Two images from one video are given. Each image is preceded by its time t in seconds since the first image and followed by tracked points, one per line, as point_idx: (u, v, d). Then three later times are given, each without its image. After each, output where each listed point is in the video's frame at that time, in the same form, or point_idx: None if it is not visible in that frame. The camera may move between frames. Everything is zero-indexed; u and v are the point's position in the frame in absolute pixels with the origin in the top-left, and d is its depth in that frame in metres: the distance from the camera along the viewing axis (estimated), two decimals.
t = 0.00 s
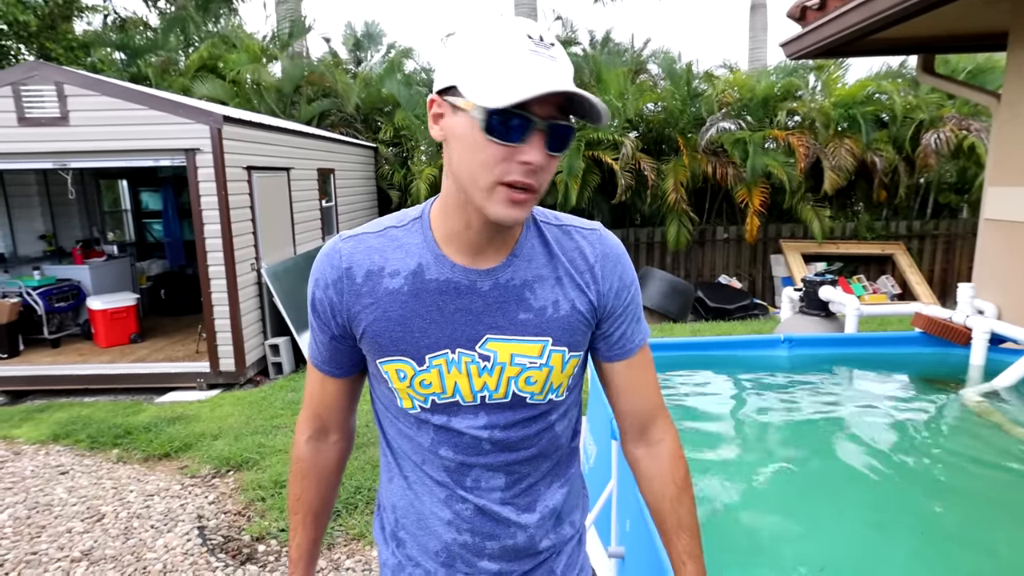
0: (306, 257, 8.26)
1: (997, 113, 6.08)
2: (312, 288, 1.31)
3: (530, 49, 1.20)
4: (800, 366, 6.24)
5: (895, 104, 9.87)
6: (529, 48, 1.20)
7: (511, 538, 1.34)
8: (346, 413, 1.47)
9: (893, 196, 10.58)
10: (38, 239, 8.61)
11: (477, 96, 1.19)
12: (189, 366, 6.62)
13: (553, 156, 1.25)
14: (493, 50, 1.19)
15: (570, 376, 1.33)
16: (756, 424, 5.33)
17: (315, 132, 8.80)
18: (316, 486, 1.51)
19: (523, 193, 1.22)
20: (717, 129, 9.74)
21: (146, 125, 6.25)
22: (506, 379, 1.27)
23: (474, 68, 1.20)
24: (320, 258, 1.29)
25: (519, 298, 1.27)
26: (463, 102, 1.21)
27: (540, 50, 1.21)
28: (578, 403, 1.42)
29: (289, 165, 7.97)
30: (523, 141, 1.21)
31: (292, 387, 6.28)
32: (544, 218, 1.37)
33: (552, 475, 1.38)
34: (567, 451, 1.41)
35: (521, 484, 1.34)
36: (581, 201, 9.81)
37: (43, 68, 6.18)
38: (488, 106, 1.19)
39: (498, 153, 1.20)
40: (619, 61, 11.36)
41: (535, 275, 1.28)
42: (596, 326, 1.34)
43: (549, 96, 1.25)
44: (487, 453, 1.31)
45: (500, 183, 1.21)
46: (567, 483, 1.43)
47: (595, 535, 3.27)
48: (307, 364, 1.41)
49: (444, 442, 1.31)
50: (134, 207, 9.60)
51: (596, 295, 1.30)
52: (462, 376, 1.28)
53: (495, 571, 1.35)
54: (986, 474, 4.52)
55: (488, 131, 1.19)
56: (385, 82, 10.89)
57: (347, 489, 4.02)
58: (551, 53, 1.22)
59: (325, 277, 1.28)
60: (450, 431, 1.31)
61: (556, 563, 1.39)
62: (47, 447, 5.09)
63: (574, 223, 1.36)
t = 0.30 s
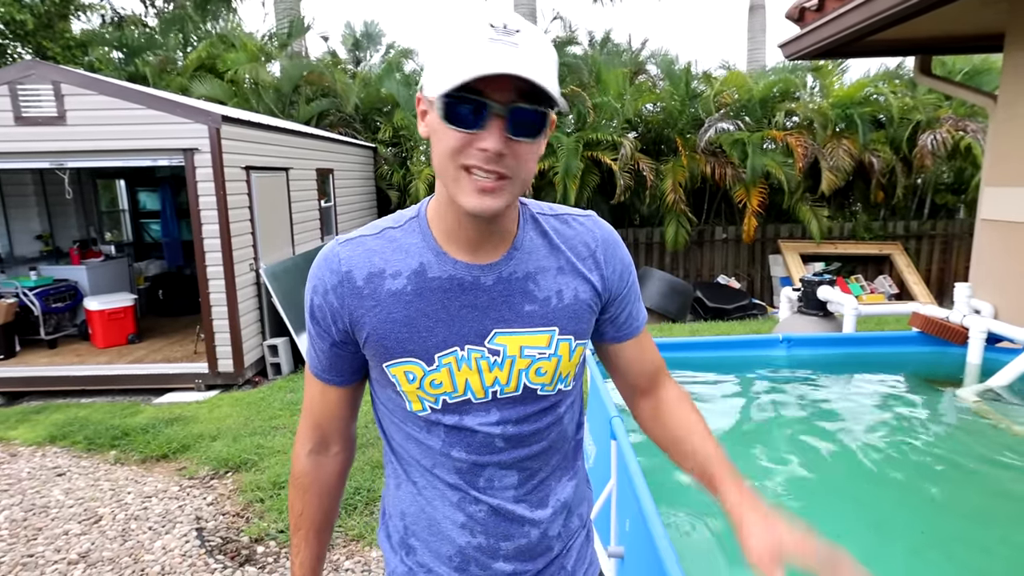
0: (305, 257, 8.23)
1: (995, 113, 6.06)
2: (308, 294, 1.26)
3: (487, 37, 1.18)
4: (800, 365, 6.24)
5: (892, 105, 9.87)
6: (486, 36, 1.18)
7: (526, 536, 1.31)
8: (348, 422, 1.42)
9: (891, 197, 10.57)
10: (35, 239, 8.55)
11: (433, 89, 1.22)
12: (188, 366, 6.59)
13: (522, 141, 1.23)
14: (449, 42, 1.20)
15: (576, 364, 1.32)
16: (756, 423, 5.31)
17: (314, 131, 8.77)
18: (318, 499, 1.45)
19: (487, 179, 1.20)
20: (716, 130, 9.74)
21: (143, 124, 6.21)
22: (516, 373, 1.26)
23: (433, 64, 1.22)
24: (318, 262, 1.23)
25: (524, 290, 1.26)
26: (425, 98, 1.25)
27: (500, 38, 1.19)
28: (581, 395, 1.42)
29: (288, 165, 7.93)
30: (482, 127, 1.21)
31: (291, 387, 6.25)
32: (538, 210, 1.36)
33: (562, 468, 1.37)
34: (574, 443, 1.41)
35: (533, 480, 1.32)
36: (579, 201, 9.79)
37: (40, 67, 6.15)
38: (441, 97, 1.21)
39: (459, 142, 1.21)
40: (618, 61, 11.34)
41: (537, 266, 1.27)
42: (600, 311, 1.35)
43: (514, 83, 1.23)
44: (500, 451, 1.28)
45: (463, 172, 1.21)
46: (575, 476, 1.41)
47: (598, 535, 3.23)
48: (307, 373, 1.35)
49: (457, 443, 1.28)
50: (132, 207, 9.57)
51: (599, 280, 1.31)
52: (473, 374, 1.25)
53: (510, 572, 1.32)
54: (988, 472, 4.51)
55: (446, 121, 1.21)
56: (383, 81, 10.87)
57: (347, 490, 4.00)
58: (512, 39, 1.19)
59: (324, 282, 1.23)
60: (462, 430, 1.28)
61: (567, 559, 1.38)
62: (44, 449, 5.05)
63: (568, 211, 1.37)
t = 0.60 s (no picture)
0: (298, 258, 8.21)
1: (984, 114, 6.11)
2: (293, 315, 1.26)
3: (446, 32, 1.20)
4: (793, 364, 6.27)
5: (883, 106, 9.94)
6: (445, 31, 1.20)
7: (517, 550, 1.33)
8: (342, 438, 1.42)
9: (882, 197, 10.65)
10: (25, 240, 8.50)
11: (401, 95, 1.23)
12: (180, 367, 6.56)
13: (499, 137, 1.22)
14: (413, 42, 1.22)
15: (573, 378, 1.32)
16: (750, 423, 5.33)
17: (308, 132, 8.76)
18: (313, 514, 1.46)
19: (465, 179, 1.20)
20: (708, 130, 9.77)
21: (135, 124, 6.18)
22: (509, 392, 1.26)
23: (401, 69, 1.24)
24: (300, 284, 1.23)
25: (515, 305, 1.25)
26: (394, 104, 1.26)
27: (463, 31, 1.20)
28: (578, 403, 1.42)
29: (281, 166, 7.92)
30: (456, 127, 1.21)
31: (284, 388, 6.23)
32: (531, 215, 1.34)
33: (558, 481, 1.38)
34: (570, 455, 1.41)
35: (527, 495, 1.33)
36: (573, 202, 9.81)
37: (31, 67, 6.12)
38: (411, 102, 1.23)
39: (434, 145, 1.21)
40: (611, 62, 11.38)
41: (529, 278, 1.26)
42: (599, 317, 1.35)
43: (485, 78, 1.24)
44: (493, 468, 1.30)
45: (439, 174, 1.21)
46: (572, 487, 1.42)
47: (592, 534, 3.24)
48: (297, 391, 1.36)
49: (450, 460, 1.29)
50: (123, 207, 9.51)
51: (597, 285, 1.30)
52: (464, 395, 1.25)
53: None
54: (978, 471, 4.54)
55: (417, 126, 1.22)
56: (377, 82, 10.85)
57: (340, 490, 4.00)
58: (476, 31, 1.19)
59: (307, 304, 1.22)
60: (455, 448, 1.29)
61: (559, 569, 1.39)
62: (35, 450, 5.02)
63: (561, 214, 1.35)
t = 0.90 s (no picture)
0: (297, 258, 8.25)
1: (983, 113, 6.15)
2: (269, 314, 1.26)
3: (468, 50, 1.13)
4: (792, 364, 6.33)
5: (881, 106, 9.99)
6: (467, 49, 1.13)
7: None
8: (321, 437, 1.45)
9: (880, 197, 10.71)
10: (26, 240, 8.57)
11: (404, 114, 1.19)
12: (180, 367, 6.59)
13: (496, 186, 1.15)
14: (431, 56, 1.15)
15: (550, 431, 1.26)
16: (747, 424, 5.35)
17: (306, 133, 8.78)
18: (294, 508, 1.49)
19: (452, 229, 1.14)
20: (706, 130, 9.83)
21: (136, 125, 6.21)
22: (474, 436, 1.22)
23: (410, 81, 1.17)
24: (274, 282, 1.23)
25: (495, 348, 1.19)
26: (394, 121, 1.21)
27: (487, 53, 1.13)
28: (563, 446, 1.35)
29: (280, 166, 7.94)
30: (452, 166, 1.16)
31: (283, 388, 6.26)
32: (532, 249, 1.26)
33: (528, 523, 1.33)
34: (550, 492, 1.36)
35: (489, 533, 1.29)
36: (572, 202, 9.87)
37: (32, 68, 6.15)
38: (412, 126, 1.18)
39: (426, 180, 1.17)
40: (609, 62, 11.43)
41: (513, 319, 1.19)
42: (592, 370, 1.25)
43: (496, 117, 1.16)
44: (450, 502, 1.27)
45: (428, 216, 1.16)
46: (547, 528, 1.36)
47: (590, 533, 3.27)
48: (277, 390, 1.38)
49: (408, 488, 1.28)
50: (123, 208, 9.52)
51: (590, 340, 1.20)
52: (426, 430, 1.22)
53: None
54: (972, 472, 4.58)
55: (413, 155, 1.18)
56: (376, 82, 10.88)
57: (339, 490, 4.03)
58: (500, 59, 1.13)
59: (279, 305, 1.22)
60: (412, 477, 1.27)
61: None
62: (35, 450, 5.06)
63: (568, 254, 1.25)
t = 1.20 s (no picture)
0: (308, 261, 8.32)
1: (996, 114, 6.13)
2: (240, 321, 1.30)
3: (500, 68, 1.11)
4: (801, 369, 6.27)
5: (892, 107, 9.95)
6: (499, 68, 1.11)
7: None
8: (289, 448, 1.48)
9: (891, 198, 10.65)
10: (42, 244, 8.66)
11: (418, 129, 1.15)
12: (192, 370, 6.66)
13: (513, 216, 1.16)
14: (456, 69, 1.11)
15: (533, 463, 1.30)
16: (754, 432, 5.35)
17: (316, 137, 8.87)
18: (256, 518, 1.51)
19: (466, 258, 1.16)
20: (714, 133, 9.86)
21: (150, 130, 6.30)
22: (453, 465, 1.26)
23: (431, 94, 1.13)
24: (246, 291, 1.26)
25: (480, 376, 1.22)
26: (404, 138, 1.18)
27: (518, 72, 1.12)
28: (548, 474, 1.39)
29: (291, 170, 8.02)
30: (469, 193, 1.15)
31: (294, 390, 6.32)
32: (528, 272, 1.30)
33: (508, 550, 1.38)
34: (536, 519, 1.41)
35: (467, 558, 1.36)
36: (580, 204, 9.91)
37: (49, 75, 6.25)
38: (428, 145, 1.15)
39: (440, 203, 1.16)
40: (617, 65, 11.45)
41: (501, 348, 1.23)
42: (583, 400, 1.29)
43: (523, 140, 1.16)
44: (427, 528, 1.34)
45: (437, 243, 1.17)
46: (532, 555, 1.40)
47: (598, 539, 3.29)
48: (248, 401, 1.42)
49: (385, 512, 1.34)
50: (137, 211, 9.64)
51: (581, 375, 1.23)
52: (402, 456, 1.26)
53: None
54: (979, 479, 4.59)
55: (426, 175, 1.16)
56: (386, 86, 10.93)
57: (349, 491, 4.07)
58: (533, 82, 1.12)
59: (251, 316, 1.26)
60: (388, 502, 1.33)
61: None
62: (51, 450, 5.13)
63: (563, 280, 1.28)
